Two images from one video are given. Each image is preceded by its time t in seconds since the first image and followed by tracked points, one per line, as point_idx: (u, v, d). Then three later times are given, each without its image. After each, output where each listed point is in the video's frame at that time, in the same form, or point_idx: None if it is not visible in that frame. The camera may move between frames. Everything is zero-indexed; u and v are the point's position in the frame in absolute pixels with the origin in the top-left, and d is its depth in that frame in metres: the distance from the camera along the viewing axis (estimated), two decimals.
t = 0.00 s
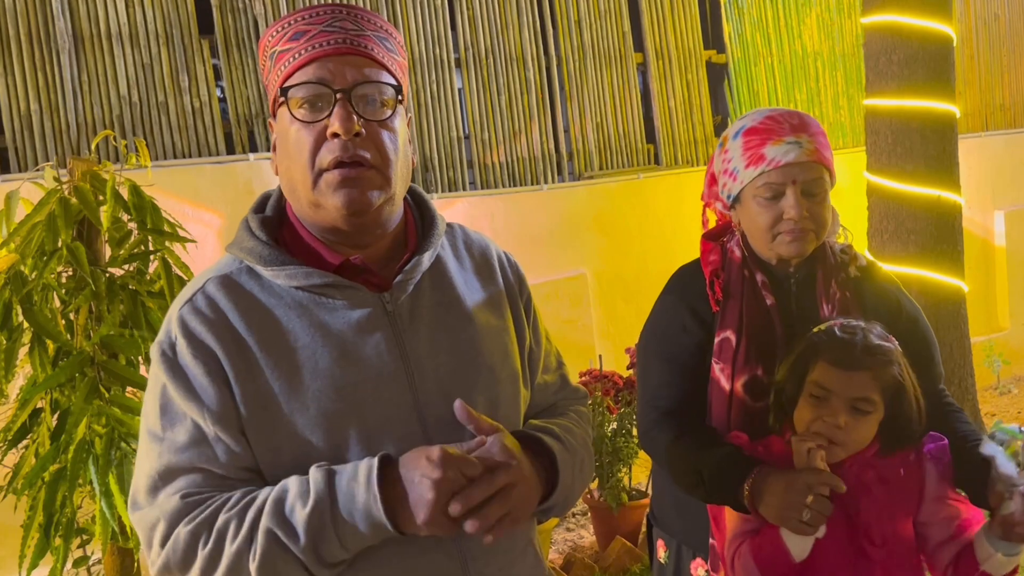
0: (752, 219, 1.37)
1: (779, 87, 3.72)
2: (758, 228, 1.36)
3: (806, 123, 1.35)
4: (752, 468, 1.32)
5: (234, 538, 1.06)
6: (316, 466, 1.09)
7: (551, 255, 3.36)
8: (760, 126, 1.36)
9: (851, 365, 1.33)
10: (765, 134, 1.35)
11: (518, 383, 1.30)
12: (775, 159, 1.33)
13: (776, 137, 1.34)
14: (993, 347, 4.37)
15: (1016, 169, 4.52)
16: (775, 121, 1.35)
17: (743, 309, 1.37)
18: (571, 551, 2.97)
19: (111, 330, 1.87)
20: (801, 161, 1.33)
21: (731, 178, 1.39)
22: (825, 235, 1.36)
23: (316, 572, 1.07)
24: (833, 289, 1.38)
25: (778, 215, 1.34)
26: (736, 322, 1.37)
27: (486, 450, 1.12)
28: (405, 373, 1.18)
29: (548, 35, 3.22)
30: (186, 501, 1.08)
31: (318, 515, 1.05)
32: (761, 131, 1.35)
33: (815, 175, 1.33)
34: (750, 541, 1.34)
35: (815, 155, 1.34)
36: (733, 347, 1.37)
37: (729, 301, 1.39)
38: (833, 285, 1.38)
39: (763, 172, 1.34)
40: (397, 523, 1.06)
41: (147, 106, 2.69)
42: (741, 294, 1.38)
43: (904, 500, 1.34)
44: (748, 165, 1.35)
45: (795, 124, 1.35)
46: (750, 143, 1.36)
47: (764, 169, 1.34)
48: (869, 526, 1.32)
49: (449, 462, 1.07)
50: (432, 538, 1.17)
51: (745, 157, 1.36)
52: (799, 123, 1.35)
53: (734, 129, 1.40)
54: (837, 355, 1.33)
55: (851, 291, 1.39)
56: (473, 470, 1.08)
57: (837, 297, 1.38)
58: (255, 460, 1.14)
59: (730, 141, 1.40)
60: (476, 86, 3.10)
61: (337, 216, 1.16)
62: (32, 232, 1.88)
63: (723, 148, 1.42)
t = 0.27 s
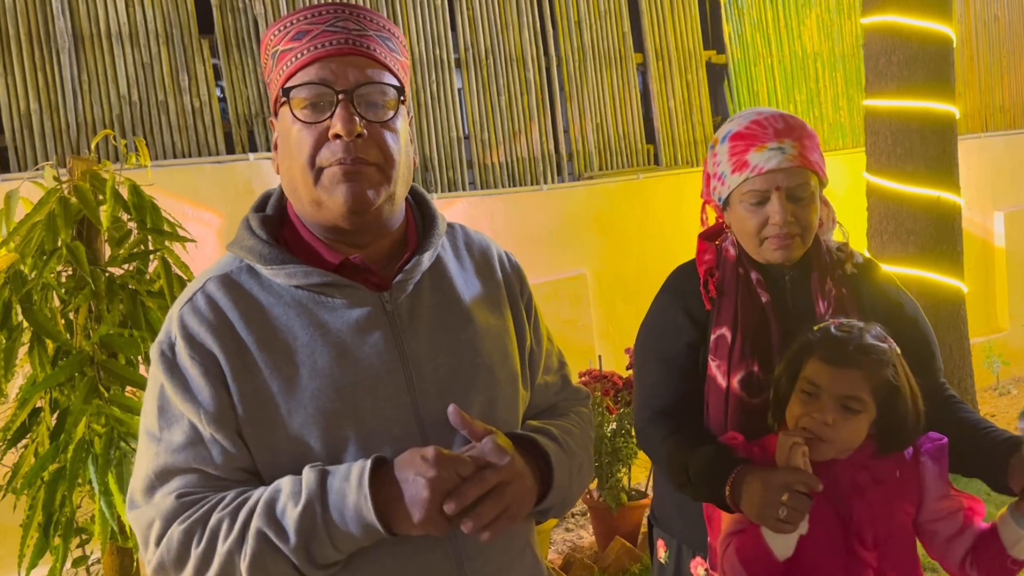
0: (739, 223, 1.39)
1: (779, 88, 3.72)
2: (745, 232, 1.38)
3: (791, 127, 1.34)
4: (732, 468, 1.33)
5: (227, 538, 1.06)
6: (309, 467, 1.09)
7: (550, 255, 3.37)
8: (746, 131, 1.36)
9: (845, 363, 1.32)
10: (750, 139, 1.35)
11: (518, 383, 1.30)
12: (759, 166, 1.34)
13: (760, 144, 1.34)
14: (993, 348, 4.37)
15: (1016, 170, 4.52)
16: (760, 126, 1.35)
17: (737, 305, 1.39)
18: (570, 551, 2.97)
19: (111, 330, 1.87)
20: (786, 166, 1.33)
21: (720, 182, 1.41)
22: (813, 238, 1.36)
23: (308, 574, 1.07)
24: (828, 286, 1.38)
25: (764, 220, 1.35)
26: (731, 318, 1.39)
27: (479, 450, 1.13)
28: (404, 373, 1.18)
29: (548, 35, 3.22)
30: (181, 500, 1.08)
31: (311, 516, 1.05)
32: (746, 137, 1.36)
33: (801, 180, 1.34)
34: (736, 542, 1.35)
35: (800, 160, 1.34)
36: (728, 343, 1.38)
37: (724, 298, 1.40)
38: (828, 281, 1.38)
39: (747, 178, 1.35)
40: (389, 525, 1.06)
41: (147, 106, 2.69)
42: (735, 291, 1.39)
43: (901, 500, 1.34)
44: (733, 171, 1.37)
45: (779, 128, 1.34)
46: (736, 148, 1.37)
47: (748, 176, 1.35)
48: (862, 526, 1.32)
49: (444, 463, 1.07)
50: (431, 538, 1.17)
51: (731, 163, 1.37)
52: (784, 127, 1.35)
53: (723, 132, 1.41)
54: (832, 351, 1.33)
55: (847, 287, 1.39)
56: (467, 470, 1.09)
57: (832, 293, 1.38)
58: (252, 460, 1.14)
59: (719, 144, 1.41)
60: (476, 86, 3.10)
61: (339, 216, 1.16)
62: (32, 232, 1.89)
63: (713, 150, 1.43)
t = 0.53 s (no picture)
0: (731, 223, 1.42)
1: (778, 88, 3.72)
2: (737, 232, 1.41)
3: (781, 128, 1.38)
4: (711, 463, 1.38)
5: (224, 533, 1.06)
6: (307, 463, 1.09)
7: (550, 255, 3.37)
8: (737, 133, 1.40)
9: (828, 362, 1.38)
10: (740, 141, 1.38)
11: (517, 383, 1.30)
12: (749, 168, 1.37)
13: (751, 146, 1.38)
14: (991, 349, 4.37)
15: (1016, 172, 4.52)
16: (751, 127, 1.38)
17: (733, 303, 1.42)
18: (569, 551, 2.97)
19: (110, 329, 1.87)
20: (776, 168, 1.36)
21: (711, 183, 1.44)
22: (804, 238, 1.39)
23: (304, 569, 1.07)
24: (822, 283, 1.41)
25: (755, 221, 1.38)
26: (727, 316, 1.41)
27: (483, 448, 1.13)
28: (403, 372, 1.18)
29: (547, 36, 3.23)
30: (180, 495, 1.09)
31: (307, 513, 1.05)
32: (737, 138, 1.39)
33: (791, 182, 1.37)
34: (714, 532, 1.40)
35: (790, 160, 1.36)
36: (725, 341, 1.41)
37: (718, 297, 1.43)
38: (822, 279, 1.41)
39: (738, 180, 1.38)
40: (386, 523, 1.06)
41: (146, 106, 2.69)
42: (729, 290, 1.42)
43: (892, 505, 1.39)
44: (725, 173, 1.40)
45: (769, 130, 1.38)
46: (727, 151, 1.40)
47: (740, 178, 1.38)
48: (850, 528, 1.38)
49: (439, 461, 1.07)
50: (429, 536, 1.17)
51: (723, 165, 1.41)
52: (775, 129, 1.38)
53: (716, 134, 1.44)
54: (816, 352, 1.38)
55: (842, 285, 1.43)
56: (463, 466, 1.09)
57: (826, 291, 1.41)
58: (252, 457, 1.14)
59: (711, 146, 1.45)
60: (475, 87, 3.10)
61: (340, 208, 1.15)
62: (31, 231, 1.90)
63: (705, 152, 1.47)
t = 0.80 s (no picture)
0: (721, 223, 1.45)
1: (776, 89, 3.73)
2: (726, 231, 1.44)
3: (769, 129, 1.42)
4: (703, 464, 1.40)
5: (225, 538, 1.06)
6: (307, 470, 1.08)
7: (549, 255, 3.37)
8: (725, 134, 1.44)
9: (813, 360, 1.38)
10: (729, 141, 1.42)
11: (517, 384, 1.30)
12: (739, 167, 1.40)
13: (740, 145, 1.41)
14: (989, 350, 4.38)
15: (1014, 173, 4.53)
16: (739, 128, 1.42)
17: (719, 304, 1.47)
18: (567, 552, 2.98)
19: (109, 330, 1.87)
20: (765, 166, 1.40)
21: (701, 184, 1.47)
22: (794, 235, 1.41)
23: (303, 575, 1.07)
24: (809, 281, 1.44)
25: (745, 219, 1.41)
26: (714, 317, 1.47)
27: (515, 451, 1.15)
28: (403, 373, 1.19)
29: (546, 37, 3.23)
30: (181, 496, 1.09)
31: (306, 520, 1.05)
32: (726, 139, 1.43)
33: (779, 179, 1.40)
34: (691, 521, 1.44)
35: (778, 159, 1.40)
36: (712, 341, 1.46)
37: (704, 298, 1.48)
38: (809, 277, 1.44)
39: (728, 179, 1.42)
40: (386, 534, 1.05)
41: (145, 106, 2.69)
42: (715, 290, 1.48)
43: (886, 506, 1.37)
44: (714, 172, 1.43)
45: (756, 130, 1.42)
46: (716, 151, 1.44)
47: (729, 176, 1.41)
48: (840, 528, 1.37)
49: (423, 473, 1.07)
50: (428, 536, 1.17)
51: (712, 165, 1.44)
52: (762, 129, 1.42)
53: (704, 136, 1.48)
54: (802, 351, 1.39)
55: (829, 280, 1.45)
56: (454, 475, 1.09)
57: (814, 288, 1.44)
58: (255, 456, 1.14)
59: (700, 148, 1.49)
60: (474, 87, 3.10)
61: (340, 211, 1.16)
62: (30, 232, 1.91)
63: (694, 154, 1.51)
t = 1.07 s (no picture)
0: (707, 222, 1.50)
1: (775, 91, 3.73)
2: (713, 230, 1.49)
3: (758, 133, 1.49)
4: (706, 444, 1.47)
5: (194, 538, 1.00)
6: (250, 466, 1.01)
7: (547, 257, 3.37)
8: (716, 136, 1.51)
9: (801, 351, 1.38)
10: (719, 143, 1.50)
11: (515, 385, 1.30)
12: (729, 167, 1.47)
13: (730, 147, 1.48)
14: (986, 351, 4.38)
15: (1012, 174, 4.54)
16: (730, 131, 1.50)
17: (693, 308, 1.55)
18: (565, 553, 2.97)
19: (107, 332, 1.87)
20: (753, 167, 1.46)
21: (689, 186, 1.53)
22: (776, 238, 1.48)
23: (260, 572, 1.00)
24: (785, 282, 1.50)
25: (732, 218, 1.47)
26: (688, 320, 1.55)
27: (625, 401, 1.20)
28: (400, 373, 1.18)
29: (544, 38, 3.23)
30: (165, 493, 1.07)
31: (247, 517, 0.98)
32: (716, 141, 1.50)
33: (766, 180, 1.46)
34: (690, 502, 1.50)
35: (765, 163, 1.47)
36: (685, 344, 1.55)
37: (680, 302, 1.57)
38: (785, 277, 1.50)
39: (717, 178, 1.48)
40: (314, 525, 0.94)
41: (143, 107, 2.69)
42: (690, 294, 1.56)
43: (884, 505, 1.37)
44: (704, 173, 1.50)
45: (746, 133, 1.49)
46: (706, 152, 1.50)
47: (718, 176, 1.48)
48: (840, 525, 1.37)
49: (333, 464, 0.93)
50: (424, 536, 1.16)
51: (701, 165, 1.51)
52: (751, 134, 1.49)
53: (694, 140, 1.55)
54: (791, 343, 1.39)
55: (805, 280, 1.51)
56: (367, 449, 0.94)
57: (789, 288, 1.49)
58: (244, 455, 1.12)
59: (690, 152, 1.55)
60: (473, 88, 3.10)
61: (344, 202, 1.15)
62: (28, 233, 1.91)
63: (683, 159, 1.57)
